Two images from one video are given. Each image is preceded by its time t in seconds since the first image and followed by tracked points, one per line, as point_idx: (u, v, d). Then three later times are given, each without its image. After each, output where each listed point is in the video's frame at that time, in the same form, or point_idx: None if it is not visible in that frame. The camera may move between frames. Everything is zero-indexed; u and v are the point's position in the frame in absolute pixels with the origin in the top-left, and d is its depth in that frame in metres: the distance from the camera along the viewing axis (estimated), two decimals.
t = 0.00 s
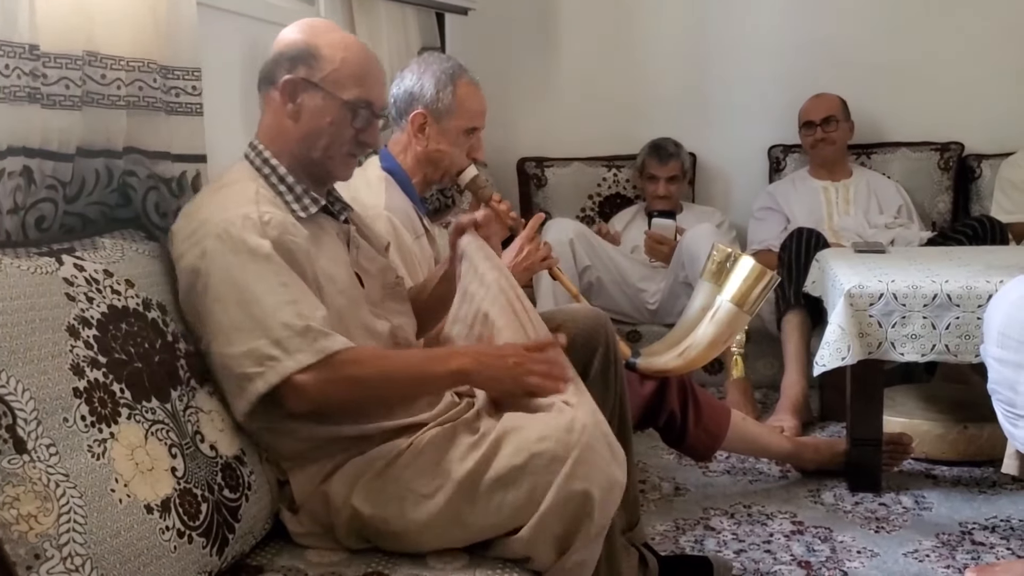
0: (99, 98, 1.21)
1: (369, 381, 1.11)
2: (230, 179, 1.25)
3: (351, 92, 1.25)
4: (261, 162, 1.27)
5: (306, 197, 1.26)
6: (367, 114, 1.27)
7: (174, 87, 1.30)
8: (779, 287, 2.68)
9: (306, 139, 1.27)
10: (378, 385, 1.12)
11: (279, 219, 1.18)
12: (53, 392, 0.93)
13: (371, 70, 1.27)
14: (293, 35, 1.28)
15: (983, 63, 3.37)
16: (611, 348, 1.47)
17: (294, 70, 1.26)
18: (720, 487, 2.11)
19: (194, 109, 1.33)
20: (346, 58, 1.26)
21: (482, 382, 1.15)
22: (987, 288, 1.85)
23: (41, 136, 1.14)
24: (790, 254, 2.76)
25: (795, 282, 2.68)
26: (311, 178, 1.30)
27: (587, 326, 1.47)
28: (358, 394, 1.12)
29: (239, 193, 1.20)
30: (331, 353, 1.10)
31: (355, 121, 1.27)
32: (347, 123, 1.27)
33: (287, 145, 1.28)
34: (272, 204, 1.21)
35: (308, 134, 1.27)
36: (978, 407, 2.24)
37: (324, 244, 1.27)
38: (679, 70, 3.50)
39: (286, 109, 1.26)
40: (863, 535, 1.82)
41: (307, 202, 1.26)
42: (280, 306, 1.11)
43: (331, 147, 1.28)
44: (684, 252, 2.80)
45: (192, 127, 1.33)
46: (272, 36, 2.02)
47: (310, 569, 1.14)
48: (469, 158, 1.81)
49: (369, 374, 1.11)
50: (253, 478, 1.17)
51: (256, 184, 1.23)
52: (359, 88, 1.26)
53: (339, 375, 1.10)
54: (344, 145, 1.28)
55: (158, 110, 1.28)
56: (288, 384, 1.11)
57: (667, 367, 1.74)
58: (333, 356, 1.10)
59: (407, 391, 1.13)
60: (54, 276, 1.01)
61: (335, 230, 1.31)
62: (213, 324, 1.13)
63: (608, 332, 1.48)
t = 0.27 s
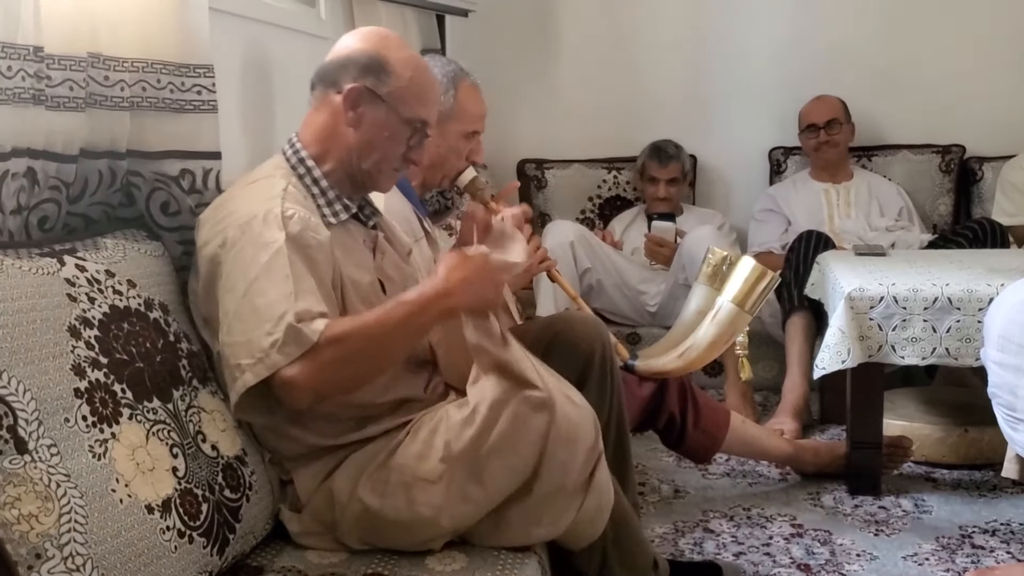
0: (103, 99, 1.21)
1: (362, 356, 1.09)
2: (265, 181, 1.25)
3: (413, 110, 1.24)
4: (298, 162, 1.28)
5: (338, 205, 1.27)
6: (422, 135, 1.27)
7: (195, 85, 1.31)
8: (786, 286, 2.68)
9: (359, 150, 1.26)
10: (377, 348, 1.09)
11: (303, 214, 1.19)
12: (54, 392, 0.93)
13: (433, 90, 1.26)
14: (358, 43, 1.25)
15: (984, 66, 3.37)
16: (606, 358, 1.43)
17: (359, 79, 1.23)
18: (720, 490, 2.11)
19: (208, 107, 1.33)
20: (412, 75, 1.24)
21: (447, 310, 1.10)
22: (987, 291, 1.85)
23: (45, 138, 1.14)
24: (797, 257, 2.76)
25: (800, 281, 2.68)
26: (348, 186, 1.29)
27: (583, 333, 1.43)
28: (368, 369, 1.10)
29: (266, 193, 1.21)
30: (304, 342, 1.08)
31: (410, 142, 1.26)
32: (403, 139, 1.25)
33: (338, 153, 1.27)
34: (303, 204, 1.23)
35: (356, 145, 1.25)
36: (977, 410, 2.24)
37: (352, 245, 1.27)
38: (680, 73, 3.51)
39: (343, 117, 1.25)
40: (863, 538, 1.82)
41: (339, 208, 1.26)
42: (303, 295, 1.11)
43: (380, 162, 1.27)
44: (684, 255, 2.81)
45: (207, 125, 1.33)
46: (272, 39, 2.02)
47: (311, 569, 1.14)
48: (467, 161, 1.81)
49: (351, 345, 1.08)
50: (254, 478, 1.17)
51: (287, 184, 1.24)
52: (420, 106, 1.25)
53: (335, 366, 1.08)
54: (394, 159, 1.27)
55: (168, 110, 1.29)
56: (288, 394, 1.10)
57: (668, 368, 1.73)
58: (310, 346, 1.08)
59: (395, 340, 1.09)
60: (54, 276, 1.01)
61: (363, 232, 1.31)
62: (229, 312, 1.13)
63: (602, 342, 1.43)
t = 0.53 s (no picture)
0: (101, 95, 1.21)
1: (403, 337, 1.11)
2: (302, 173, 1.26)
3: (453, 129, 1.27)
4: (331, 158, 1.30)
5: (369, 203, 1.29)
6: (458, 153, 1.30)
7: (203, 79, 1.30)
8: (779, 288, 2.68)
9: (392, 158, 1.28)
10: (413, 325, 1.11)
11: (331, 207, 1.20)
12: (51, 388, 0.93)
13: (474, 111, 1.29)
14: (409, 54, 1.27)
15: (983, 65, 3.37)
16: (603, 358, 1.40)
17: (405, 90, 1.25)
18: (717, 488, 2.11)
19: (213, 102, 1.32)
20: (457, 95, 1.27)
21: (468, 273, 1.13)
22: (985, 290, 1.86)
23: (43, 133, 1.13)
24: (791, 255, 2.77)
25: (794, 281, 2.68)
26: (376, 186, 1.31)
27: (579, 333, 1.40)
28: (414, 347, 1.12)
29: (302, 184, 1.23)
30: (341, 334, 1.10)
31: (445, 157, 1.29)
32: (438, 153, 1.28)
33: (371, 157, 1.29)
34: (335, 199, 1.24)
35: (394, 151, 1.27)
36: (974, 409, 2.24)
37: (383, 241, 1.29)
38: (679, 70, 3.51)
39: (383, 124, 1.26)
40: (860, 536, 1.83)
41: (369, 207, 1.28)
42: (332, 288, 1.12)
43: (412, 173, 1.29)
44: (686, 250, 2.82)
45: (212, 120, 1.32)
46: (272, 35, 2.02)
47: (309, 566, 1.14)
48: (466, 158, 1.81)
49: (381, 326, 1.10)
50: (252, 474, 1.17)
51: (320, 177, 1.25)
52: (459, 125, 1.27)
53: (379, 353, 1.11)
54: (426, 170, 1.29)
55: (168, 105, 1.27)
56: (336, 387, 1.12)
57: (666, 367, 1.74)
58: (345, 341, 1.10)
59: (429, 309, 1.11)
60: (52, 272, 1.01)
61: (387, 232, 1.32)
62: (264, 306, 1.14)
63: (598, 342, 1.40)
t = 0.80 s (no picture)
0: (101, 94, 1.21)
1: (437, 352, 1.13)
2: (346, 175, 1.26)
3: (497, 161, 1.26)
4: (373, 157, 1.30)
5: (406, 211, 1.29)
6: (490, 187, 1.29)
7: (203, 79, 1.30)
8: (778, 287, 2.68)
9: (426, 173, 1.27)
10: (446, 342, 1.13)
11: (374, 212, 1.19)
12: (50, 387, 0.93)
13: (521, 148, 1.28)
14: (472, 80, 1.27)
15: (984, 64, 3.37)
16: (603, 356, 1.39)
17: (458, 112, 1.25)
18: (717, 488, 2.11)
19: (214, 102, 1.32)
20: (508, 130, 1.26)
21: (509, 297, 1.16)
22: (985, 290, 1.86)
23: (43, 132, 1.13)
24: (788, 256, 2.76)
25: (792, 282, 2.68)
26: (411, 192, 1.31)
27: (579, 333, 1.40)
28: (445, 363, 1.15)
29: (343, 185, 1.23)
30: (383, 348, 1.11)
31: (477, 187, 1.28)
32: (473, 180, 1.27)
33: (408, 169, 1.29)
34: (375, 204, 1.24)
35: (432, 167, 1.27)
36: (974, 409, 2.24)
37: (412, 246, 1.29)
38: (680, 71, 3.51)
39: (428, 139, 1.27)
40: (860, 536, 1.83)
41: (405, 214, 1.29)
42: (374, 296, 1.12)
43: (442, 193, 1.28)
44: (686, 251, 2.82)
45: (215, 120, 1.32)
46: (274, 35, 2.02)
47: (309, 565, 1.14)
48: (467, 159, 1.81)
49: (420, 341, 1.13)
50: (252, 473, 1.17)
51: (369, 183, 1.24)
52: (501, 159, 1.26)
53: (412, 366, 1.13)
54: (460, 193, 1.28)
55: (168, 105, 1.27)
56: (370, 399, 1.14)
57: (664, 368, 1.74)
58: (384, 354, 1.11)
59: (465, 324, 1.14)
60: (52, 272, 1.01)
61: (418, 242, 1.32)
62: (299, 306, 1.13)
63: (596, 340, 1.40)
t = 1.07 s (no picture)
0: (102, 89, 1.21)
1: (444, 360, 1.15)
2: (380, 174, 1.24)
3: (529, 181, 1.25)
4: (410, 160, 1.28)
5: (435, 218, 1.28)
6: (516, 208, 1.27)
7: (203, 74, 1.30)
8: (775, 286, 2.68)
9: (458, 183, 1.25)
10: (453, 350, 1.15)
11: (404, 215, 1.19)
12: (52, 382, 0.93)
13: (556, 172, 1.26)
14: (520, 101, 1.26)
15: (987, 61, 3.36)
16: (607, 353, 1.39)
17: (499, 129, 1.23)
18: (717, 484, 2.12)
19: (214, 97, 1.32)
20: (546, 154, 1.24)
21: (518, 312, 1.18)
22: (986, 287, 1.86)
23: (44, 127, 1.13)
24: (784, 253, 2.77)
25: (789, 281, 2.68)
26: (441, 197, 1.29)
27: (582, 330, 1.40)
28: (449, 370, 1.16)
29: (377, 185, 1.22)
30: (392, 353, 1.12)
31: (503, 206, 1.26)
32: (503, 198, 1.25)
33: (441, 178, 1.27)
34: (409, 207, 1.23)
35: (464, 178, 1.25)
36: (975, 406, 2.24)
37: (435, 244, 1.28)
38: (681, 67, 3.50)
39: (465, 148, 1.25)
40: (860, 532, 1.83)
41: (434, 220, 1.28)
42: (391, 300, 1.12)
43: (470, 207, 1.26)
44: (688, 247, 2.82)
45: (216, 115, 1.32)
46: (275, 31, 2.02)
47: (311, 560, 1.15)
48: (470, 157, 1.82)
49: (430, 349, 1.14)
50: (254, 468, 1.18)
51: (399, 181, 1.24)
52: (533, 181, 1.25)
53: (418, 371, 1.14)
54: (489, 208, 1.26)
55: (169, 100, 1.27)
56: (372, 400, 1.16)
57: (666, 363, 1.72)
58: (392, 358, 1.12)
59: (473, 334, 1.16)
60: (54, 267, 1.02)
61: (444, 246, 1.31)
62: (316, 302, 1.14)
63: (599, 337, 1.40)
